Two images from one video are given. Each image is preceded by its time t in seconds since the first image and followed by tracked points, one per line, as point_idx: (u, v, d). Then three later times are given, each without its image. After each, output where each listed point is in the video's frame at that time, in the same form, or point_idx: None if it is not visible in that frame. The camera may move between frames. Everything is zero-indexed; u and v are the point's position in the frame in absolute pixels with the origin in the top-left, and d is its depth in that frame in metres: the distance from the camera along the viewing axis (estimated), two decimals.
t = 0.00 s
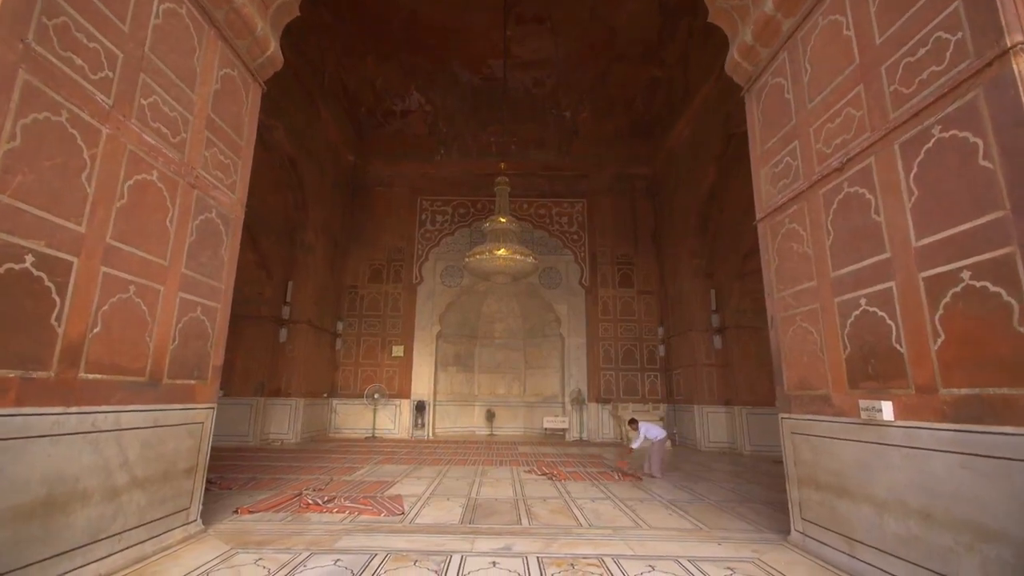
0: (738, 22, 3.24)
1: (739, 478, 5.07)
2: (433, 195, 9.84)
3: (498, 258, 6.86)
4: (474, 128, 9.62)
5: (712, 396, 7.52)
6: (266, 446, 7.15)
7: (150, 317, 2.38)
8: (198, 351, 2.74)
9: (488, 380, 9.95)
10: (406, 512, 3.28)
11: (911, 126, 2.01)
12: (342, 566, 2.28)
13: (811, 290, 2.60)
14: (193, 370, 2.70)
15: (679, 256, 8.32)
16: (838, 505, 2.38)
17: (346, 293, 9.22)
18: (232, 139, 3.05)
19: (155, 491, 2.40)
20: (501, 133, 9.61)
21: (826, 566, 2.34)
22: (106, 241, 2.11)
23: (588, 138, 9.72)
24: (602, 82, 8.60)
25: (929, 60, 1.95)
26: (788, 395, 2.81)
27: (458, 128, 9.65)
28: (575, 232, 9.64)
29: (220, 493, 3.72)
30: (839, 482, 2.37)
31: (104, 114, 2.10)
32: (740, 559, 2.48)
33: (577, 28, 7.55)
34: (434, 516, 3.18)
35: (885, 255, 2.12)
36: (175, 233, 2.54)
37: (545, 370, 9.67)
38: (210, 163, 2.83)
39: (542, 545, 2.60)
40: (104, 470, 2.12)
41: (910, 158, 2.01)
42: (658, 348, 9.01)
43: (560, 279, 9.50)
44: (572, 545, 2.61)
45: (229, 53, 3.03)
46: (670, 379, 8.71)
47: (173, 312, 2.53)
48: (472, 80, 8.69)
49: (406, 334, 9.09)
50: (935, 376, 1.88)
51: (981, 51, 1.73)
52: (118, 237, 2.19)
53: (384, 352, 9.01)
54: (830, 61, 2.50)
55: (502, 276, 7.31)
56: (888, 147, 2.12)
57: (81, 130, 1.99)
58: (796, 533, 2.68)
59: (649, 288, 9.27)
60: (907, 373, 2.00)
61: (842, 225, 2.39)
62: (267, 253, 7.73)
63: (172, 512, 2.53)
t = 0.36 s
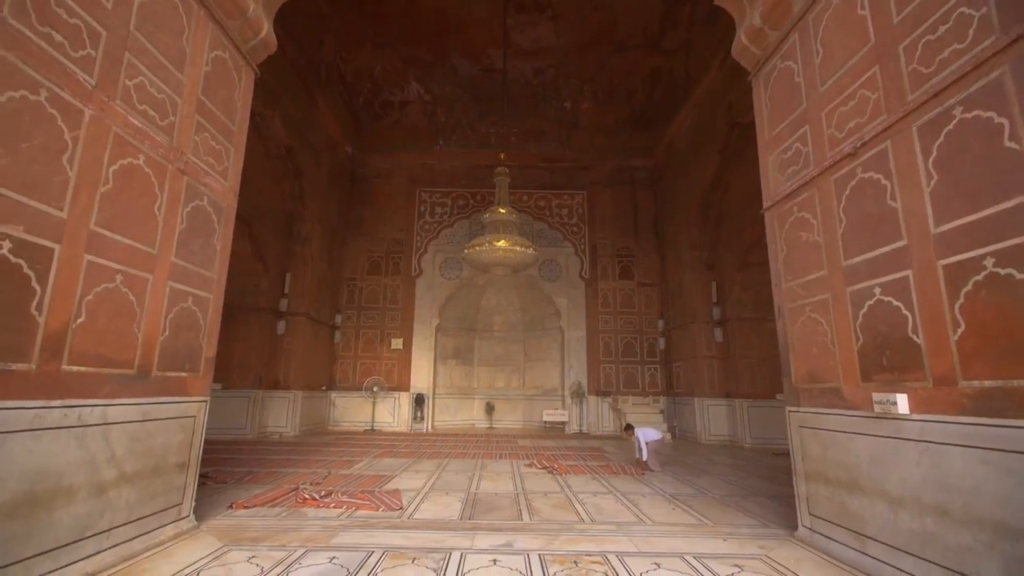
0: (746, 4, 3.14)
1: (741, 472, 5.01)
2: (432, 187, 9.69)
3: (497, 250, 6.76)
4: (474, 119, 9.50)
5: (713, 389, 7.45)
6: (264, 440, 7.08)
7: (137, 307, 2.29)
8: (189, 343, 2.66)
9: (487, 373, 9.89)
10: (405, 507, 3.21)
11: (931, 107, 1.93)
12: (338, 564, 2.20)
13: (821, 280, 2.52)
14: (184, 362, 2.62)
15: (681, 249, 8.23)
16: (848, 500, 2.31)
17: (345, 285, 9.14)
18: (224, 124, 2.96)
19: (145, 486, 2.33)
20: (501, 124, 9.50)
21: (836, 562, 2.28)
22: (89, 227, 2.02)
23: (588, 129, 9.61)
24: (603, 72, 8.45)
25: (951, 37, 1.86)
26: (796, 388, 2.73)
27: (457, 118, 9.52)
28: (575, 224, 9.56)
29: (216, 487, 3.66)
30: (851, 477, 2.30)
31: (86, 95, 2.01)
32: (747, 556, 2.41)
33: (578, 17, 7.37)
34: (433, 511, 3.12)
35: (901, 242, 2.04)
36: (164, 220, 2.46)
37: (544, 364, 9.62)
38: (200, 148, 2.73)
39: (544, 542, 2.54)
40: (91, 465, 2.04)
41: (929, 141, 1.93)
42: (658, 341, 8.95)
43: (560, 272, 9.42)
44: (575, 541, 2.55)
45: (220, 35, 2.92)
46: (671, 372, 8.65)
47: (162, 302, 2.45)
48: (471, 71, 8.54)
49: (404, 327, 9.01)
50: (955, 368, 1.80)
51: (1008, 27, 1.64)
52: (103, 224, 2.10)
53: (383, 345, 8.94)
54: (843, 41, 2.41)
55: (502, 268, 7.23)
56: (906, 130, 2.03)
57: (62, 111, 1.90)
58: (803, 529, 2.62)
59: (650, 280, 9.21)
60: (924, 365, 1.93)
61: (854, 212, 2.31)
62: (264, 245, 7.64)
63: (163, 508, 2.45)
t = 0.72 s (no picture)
0: None
1: (743, 467, 4.96)
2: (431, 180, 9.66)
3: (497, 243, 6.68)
4: (474, 111, 9.38)
5: (715, 383, 7.39)
6: (261, 435, 7.02)
7: (124, 298, 2.21)
8: (179, 335, 2.58)
9: (486, 368, 9.83)
10: (403, 503, 3.15)
11: (950, 88, 1.84)
12: (333, 562, 2.13)
13: (831, 271, 2.44)
14: (174, 356, 2.54)
15: (682, 243, 8.14)
16: (859, 497, 2.24)
17: (343, 279, 9.06)
18: (215, 110, 2.87)
19: (134, 483, 2.26)
20: (500, 117, 9.40)
21: (846, 561, 2.21)
22: (72, 215, 1.94)
23: (589, 121, 9.50)
24: (603, 63, 8.32)
25: (973, 14, 1.77)
26: (803, 382, 2.66)
27: (456, 110, 9.41)
28: (575, 217, 9.48)
29: (210, 483, 3.59)
30: (860, 474, 2.23)
31: (66, 76, 1.92)
32: (754, 554, 2.34)
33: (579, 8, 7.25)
34: (432, 508, 3.05)
35: (917, 230, 1.96)
36: (151, 208, 2.37)
37: (544, 358, 9.56)
38: (189, 135, 2.64)
39: (545, 539, 2.47)
40: (76, 462, 1.97)
41: (948, 124, 1.85)
42: (659, 335, 8.88)
43: (560, 266, 9.34)
44: (577, 539, 2.48)
45: (210, 17, 2.83)
46: (672, 367, 8.60)
47: (151, 293, 2.37)
48: (470, 62, 8.41)
49: (403, 321, 8.93)
50: (974, 360, 1.73)
51: None
52: (87, 211, 2.02)
53: (381, 340, 8.87)
54: (857, 22, 2.32)
55: (501, 261, 7.14)
56: (923, 113, 1.95)
57: (41, 92, 1.82)
58: (810, 526, 2.55)
59: (651, 274, 9.13)
60: (940, 357, 1.85)
61: (867, 200, 2.23)
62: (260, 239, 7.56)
63: (153, 505, 2.38)
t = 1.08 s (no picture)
0: None
1: (746, 464, 4.89)
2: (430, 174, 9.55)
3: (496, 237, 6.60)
4: (473, 104, 9.26)
5: (716, 379, 7.32)
6: (259, 431, 6.95)
7: (108, 291, 2.13)
8: (167, 330, 2.49)
9: (486, 364, 9.76)
10: (400, 502, 3.07)
11: (971, 69, 1.76)
12: (325, 564, 2.06)
13: (841, 263, 2.36)
14: (162, 350, 2.46)
15: (683, 237, 8.05)
16: (869, 496, 2.17)
17: (341, 274, 8.98)
18: (204, 98, 2.77)
19: (120, 482, 2.19)
20: (499, 110, 9.30)
21: (855, 562, 2.14)
22: (50, 202, 1.85)
23: (589, 114, 9.39)
24: (603, 54, 8.14)
25: None
26: (811, 377, 2.58)
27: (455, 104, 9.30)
28: (575, 212, 9.39)
29: (203, 481, 3.51)
30: (871, 472, 2.16)
31: (43, 57, 1.83)
32: (760, 555, 2.27)
33: None
34: (429, 506, 2.98)
35: (934, 219, 1.88)
36: (136, 198, 2.28)
37: (544, 354, 9.49)
38: (176, 122, 2.55)
39: (544, 539, 2.40)
40: (57, 461, 1.89)
41: (969, 106, 1.76)
42: (660, 330, 8.81)
43: (560, 261, 9.25)
44: (577, 539, 2.41)
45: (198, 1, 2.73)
46: (673, 363, 8.53)
47: (136, 286, 2.28)
48: (469, 54, 8.29)
49: (402, 317, 8.86)
50: (995, 355, 1.64)
51: None
52: (67, 199, 1.93)
53: (380, 335, 8.80)
54: (869, 3, 2.23)
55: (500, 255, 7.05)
56: (941, 96, 1.86)
57: (15, 73, 1.73)
58: (817, 525, 2.48)
59: (651, 269, 9.05)
60: (958, 351, 1.77)
61: (881, 189, 2.15)
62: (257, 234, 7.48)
63: (140, 505, 2.31)
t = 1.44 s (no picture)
0: None
1: (748, 461, 4.82)
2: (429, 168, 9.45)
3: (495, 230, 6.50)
4: (472, 96, 9.15)
5: (718, 375, 7.24)
6: (256, 427, 6.87)
7: (89, 283, 2.04)
8: (154, 324, 2.40)
9: (485, 359, 9.69)
10: (396, 500, 3.00)
11: (994, 48, 1.66)
12: (315, 567, 1.98)
13: (853, 254, 2.27)
14: (148, 345, 2.37)
15: (685, 231, 7.96)
16: (882, 497, 2.09)
17: (339, 269, 8.89)
18: (192, 84, 2.68)
19: (103, 481, 2.11)
20: (499, 103, 9.19)
21: (867, 564, 2.07)
22: (25, 189, 1.77)
23: (590, 107, 9.28)
24: (604, 47, 8.10)
25: None
26: (819, 373, 2.50)
27: (454, 97, 9.18)
28: (575, 206, 9.29)
29: (195, 479, 3.44)
30: (883, 471, 2.08)
31: (17, 36, 1.74)
32: (769, 557, 2.19)
33: None
34: (426, 505, 2.90)
35: (953, 207, 1.79)
36: (119, 186, 2.19)
37: (544, 349, 9.41)
38: (162, 108, 2.45)
39: (544, 540, 2.32)
40: (34, 460, 1.81)
41: (992, 88, 1.67)
42: (660, 326, 8.73)
43: (560, 255, 9.16)
44: (579, 540, 2.33)
45: None
46: (674, 358, 8.45)
47: (120, 277, 2.20)
48: (467, 46, 8.20)
49: (400, 312, 8.78)
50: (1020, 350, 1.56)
51: None
52: (44, 187, 1.84)
53: (378, 331, 8.71)
54: None
55: (500, 249, 6.95)
56: (962, 78, 1.77)
57: None
58: (826, 526, 2.40)
59: (652, 264, 8.96)
60: (979, 346, 1.69)
61: (896, 176, 2.06)
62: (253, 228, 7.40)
63: (126, 504, 2.23)
